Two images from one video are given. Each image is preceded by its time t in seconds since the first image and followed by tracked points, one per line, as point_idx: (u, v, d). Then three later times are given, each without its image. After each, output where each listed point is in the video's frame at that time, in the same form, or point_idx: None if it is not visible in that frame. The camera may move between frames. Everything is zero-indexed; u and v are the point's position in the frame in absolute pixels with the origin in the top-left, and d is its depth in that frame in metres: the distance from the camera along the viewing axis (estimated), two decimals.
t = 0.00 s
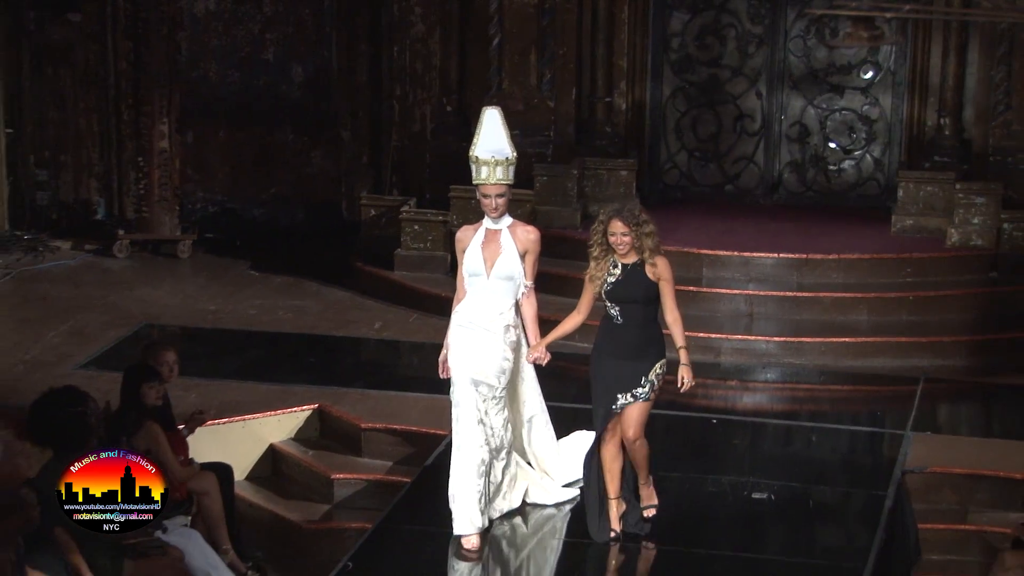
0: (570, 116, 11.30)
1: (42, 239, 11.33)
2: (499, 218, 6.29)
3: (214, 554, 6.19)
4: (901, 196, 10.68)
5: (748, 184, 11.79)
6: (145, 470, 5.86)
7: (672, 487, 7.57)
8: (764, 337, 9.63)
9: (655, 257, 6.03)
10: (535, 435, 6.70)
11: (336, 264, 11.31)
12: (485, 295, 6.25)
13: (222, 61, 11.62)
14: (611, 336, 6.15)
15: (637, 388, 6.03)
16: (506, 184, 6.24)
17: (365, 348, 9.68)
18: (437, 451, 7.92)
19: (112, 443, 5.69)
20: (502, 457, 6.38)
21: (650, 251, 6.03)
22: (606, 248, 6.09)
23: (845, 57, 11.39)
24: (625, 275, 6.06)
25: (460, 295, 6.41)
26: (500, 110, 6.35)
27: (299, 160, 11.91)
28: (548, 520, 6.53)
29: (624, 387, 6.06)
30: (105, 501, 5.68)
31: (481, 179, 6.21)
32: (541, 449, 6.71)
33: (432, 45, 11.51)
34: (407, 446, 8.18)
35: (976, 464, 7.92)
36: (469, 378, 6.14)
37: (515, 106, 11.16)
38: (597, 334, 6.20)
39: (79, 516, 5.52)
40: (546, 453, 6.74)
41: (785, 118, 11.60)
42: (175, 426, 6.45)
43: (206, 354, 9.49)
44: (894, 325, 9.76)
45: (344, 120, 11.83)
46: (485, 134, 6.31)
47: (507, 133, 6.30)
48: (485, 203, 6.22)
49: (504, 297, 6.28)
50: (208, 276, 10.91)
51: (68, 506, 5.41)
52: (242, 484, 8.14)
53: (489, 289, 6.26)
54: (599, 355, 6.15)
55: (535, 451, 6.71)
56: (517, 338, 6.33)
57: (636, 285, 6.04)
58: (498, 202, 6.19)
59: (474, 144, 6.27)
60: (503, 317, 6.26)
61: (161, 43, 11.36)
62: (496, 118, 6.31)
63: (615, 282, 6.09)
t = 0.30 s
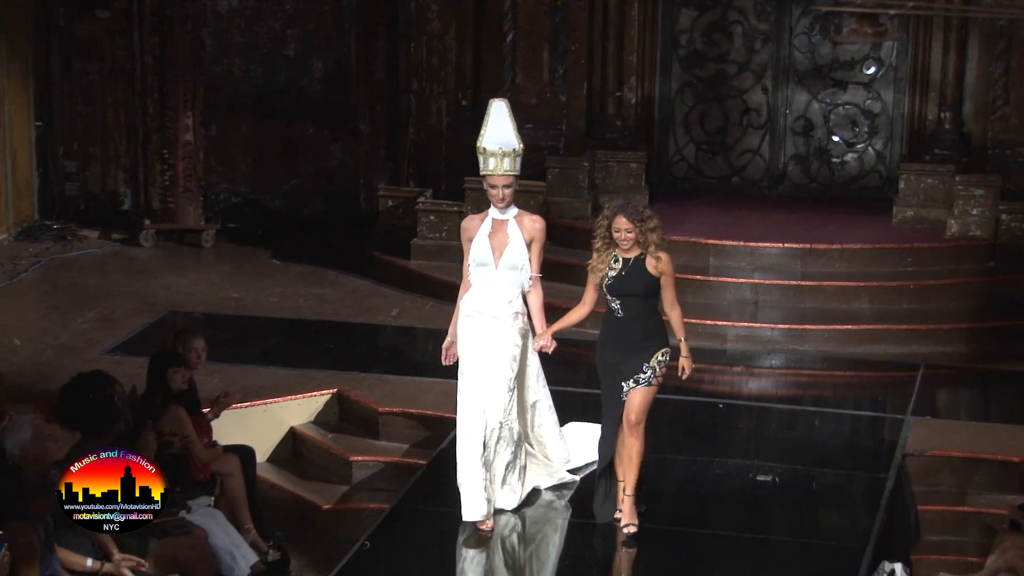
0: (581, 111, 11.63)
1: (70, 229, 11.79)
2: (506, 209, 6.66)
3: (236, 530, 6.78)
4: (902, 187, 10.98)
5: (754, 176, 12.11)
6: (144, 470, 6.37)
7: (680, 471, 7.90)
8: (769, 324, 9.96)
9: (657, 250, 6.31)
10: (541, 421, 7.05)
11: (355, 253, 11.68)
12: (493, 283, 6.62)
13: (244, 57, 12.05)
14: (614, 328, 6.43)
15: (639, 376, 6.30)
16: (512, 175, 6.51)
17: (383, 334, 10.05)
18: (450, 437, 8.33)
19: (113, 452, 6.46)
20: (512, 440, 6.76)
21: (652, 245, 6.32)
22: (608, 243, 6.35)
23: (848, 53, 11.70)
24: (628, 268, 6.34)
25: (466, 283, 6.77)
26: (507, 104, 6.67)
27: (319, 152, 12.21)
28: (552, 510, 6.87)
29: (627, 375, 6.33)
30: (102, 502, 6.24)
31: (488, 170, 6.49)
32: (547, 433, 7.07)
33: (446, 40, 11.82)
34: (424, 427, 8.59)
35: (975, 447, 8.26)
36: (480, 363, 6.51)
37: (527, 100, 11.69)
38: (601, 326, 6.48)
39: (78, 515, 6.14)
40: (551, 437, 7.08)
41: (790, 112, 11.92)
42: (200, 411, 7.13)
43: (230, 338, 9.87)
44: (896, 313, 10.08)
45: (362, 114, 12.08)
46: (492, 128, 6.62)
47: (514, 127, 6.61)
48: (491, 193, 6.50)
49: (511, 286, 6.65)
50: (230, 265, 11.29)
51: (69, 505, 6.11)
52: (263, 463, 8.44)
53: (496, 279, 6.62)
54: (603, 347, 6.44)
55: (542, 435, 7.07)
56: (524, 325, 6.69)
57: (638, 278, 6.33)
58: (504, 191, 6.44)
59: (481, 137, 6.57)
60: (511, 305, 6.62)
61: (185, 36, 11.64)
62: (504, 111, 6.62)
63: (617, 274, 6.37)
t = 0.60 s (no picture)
0: (588, 107, 11.89)
1: (90, 221, 12.12)
2: (509, 205, 6.88)
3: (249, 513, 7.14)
4: (901, 181, 11.22)
5: (757, 170, 12.35)
6: (144, 470, 6.10)
7: (685, 459, 8.16)
8: (771, 315, 10.23)
9: (658, 253, 6.53)
10: (544, 412, 7.35)
11: (366, 247, 11.97)
12: (497, 279, 6.88)
13: (260, 53, 12.35)
14: (614, 329, 6.66)
15: (639, 376, 6.53)
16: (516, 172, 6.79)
17: (394, 324, 10.31)
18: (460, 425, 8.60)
19: (113, 450, 6.03)
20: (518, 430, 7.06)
21: (653, 248, 6.54)
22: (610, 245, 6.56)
23: (849, 51, 11.95)
24: (629, 270, 6.56)
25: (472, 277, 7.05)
26: (514, 102, 6.93)
27: (331, 146, 12.51)
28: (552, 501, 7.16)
29: (627, 375, 6.57)
30: (102, 502, 5.95)
31: (493, 167, 6.77)
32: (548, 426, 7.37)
33: (457, 38, 11.92)
34: (434, 415, 8.86)
35: (975, 436, 8.54)
36: (485, 358, 6.81)
37: (535, 97, 11.91)
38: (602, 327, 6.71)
39: (78, 515, 5.86)
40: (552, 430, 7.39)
41: (792, 109, 12.17)
42: (217, 399, 7.43)
43: (246, 328, 10.14)
44: (896, 304, 10.34)
45: (375, 110, 12.34)
46: (499, 125, 6.87)
47: (520, 125, 6.85)
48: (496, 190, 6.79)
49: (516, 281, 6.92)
50: (246, 257, 11.61)
51: (69, 506, 5.81)
52: (277, 451, 8.79)
53: (500, 275, 6.88)
54: (603, 347, 6.67)
55: (543, 427, 7.38)
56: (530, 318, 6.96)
57: (639, 280, 6.56)
58: (508, 189, 6.75)
59: (487, 133, 6.82)
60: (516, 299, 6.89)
61: (203, 36, 11.86)
62: (511, 109, 6.87)
63: (618, 277, 6.59)
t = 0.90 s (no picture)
0: (595, 101, 12.18)
1: (114, 214, 12.54)
2: (512, 207, 7.13)
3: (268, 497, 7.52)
4: (900, 175, 11.55)
5: (760, 164, 12.68)
6: (144, 470, 6.36)
7: (688, 445, 8.51)
8: (773, 305, 10.58)
9: (660, 257, 6.80)
10: (551, 409, 7.71)
11: (380, 238, 12.34)
12: (502, 278, 7.12)
13: (278, 50, 12.61)
14: (616, 328, 6.94)
15: (638, 375, 6.82)
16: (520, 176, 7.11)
17: (408, 314, 10.66)
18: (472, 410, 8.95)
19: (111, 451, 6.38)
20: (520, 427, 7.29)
21: (655, 252, 6.81)
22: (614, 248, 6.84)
23: (849, 48, 12.27)
24: (631, 273, 6.83)
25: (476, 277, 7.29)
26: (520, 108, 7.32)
27: (346, 141, 12.83)
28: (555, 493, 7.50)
29: (627, 373, 6.86)
30: (103, 502, 6.08)
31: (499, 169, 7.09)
32: (553, 424, 7.73)
33: (467, 36, 12.36)
34: (446, 400, 9.21)
35: (970, 422, 8.88)
36: (492, 356, 7.06)
37: (546, 93, 12.28)
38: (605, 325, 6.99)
39: (79, 515, 5.93)
40: (557, 427, 7.73)
41: (793, 104, 12.51)
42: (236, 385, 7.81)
43: (264, 317, 10.51)
44: (894, 294, 10.67)
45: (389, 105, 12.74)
46: (505, 131, 7.24)
47: (526, 131, 7.24)
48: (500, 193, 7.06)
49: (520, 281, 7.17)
50: (265, 248, 12.01)
51: (70, 505, 5.89)
52: (295, 436, 9.16)
53: (504, 274, 7.12)
54: (605, 345, 6.96)
55: (548, 425, 7.73)
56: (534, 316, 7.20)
57: (641, 282, 6.82)
58: (513, 191, 7.01)
59: (494, 137, 7.19)
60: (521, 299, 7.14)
61: (223, 34, 12.34)
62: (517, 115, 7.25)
63: (620, 279, 6.86)
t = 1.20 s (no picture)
0: (602, 99, 12.56)
1: (135, 207, 12.93)
2: (514, 212, 7.22)
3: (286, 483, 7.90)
4: (896, 170, 11.89)
5: (761, 159, 13.05)
6: (144, 470, 6.25)
7: (691, 430, 8.87)
8: (774, 296, 10.93)
9: (659, 251, 7.08)
10: (557, 406, 7.89)
11: (393, 232, 12.73)
12: (505, 283, 7.23)
13: (294, 50, 13.02)
14: (617, 321, 7.24)
15: (642, 366, 7.13)
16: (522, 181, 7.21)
17: (420, 304, 11.04)
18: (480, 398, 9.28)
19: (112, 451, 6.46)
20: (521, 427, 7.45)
21: (654, 246, 7.09)
22: (614, 243, 7.13)
23: (848, 46, 12.63)
24: (631, 267, 7.12)
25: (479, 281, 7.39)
26: (524, 112, 7.38)
27: (362, 136, 13.29)
28: (561, 483, 7.80)
29: (631, 364, 7.18)
30: (102, 502, 6.10)
31: (501, 174, 7.20)
32: (559, 422, 7.92)
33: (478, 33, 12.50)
34: (456, 388, 9.57)
35: (964, 408, 9.23)
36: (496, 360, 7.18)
37: (552, 89, 12.63)
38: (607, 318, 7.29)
39: (78, 515, 6.07)
40: (562, 424, 7.92)
41: (793, 101, 12.87)
42: (253, 372, 8.19)
43: (282, 307, 10.89)
44: (890, 285, 11.03)
45: (402, 102, 13.16)
46: (509, 135, 7.31)
47: (530, 135, 7.29)
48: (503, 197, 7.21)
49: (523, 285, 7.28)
50: (281, 240, 12.41)
51: (69, 506, 6.09)
52: (310, 423, 9.57)
53: (507, 280, 7.22)
54: (608, 337, 7.26)
55: (553, 422, 7.92)
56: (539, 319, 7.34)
57: (640, 275, 7.11)
58: (515, 197, 7.19)
59: (498, 141, 7.26)
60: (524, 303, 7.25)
61: (241, 32, 12.65)
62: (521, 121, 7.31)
63: (619, 272, 7.15)
